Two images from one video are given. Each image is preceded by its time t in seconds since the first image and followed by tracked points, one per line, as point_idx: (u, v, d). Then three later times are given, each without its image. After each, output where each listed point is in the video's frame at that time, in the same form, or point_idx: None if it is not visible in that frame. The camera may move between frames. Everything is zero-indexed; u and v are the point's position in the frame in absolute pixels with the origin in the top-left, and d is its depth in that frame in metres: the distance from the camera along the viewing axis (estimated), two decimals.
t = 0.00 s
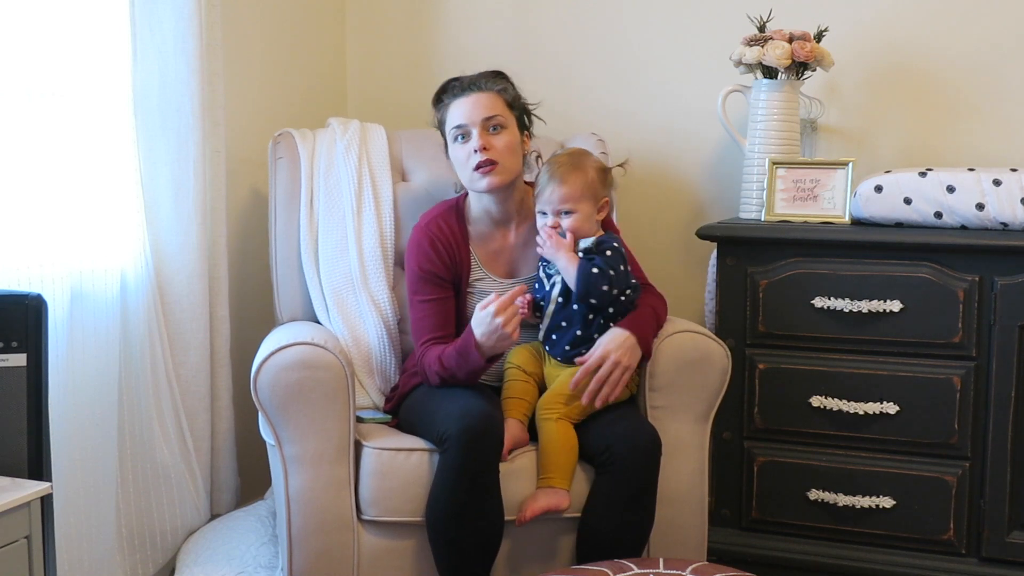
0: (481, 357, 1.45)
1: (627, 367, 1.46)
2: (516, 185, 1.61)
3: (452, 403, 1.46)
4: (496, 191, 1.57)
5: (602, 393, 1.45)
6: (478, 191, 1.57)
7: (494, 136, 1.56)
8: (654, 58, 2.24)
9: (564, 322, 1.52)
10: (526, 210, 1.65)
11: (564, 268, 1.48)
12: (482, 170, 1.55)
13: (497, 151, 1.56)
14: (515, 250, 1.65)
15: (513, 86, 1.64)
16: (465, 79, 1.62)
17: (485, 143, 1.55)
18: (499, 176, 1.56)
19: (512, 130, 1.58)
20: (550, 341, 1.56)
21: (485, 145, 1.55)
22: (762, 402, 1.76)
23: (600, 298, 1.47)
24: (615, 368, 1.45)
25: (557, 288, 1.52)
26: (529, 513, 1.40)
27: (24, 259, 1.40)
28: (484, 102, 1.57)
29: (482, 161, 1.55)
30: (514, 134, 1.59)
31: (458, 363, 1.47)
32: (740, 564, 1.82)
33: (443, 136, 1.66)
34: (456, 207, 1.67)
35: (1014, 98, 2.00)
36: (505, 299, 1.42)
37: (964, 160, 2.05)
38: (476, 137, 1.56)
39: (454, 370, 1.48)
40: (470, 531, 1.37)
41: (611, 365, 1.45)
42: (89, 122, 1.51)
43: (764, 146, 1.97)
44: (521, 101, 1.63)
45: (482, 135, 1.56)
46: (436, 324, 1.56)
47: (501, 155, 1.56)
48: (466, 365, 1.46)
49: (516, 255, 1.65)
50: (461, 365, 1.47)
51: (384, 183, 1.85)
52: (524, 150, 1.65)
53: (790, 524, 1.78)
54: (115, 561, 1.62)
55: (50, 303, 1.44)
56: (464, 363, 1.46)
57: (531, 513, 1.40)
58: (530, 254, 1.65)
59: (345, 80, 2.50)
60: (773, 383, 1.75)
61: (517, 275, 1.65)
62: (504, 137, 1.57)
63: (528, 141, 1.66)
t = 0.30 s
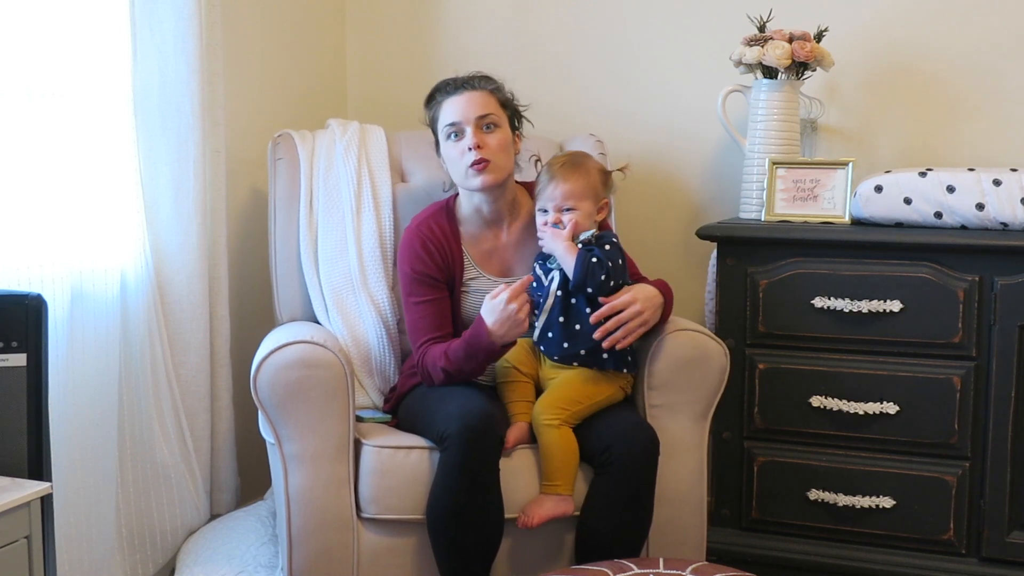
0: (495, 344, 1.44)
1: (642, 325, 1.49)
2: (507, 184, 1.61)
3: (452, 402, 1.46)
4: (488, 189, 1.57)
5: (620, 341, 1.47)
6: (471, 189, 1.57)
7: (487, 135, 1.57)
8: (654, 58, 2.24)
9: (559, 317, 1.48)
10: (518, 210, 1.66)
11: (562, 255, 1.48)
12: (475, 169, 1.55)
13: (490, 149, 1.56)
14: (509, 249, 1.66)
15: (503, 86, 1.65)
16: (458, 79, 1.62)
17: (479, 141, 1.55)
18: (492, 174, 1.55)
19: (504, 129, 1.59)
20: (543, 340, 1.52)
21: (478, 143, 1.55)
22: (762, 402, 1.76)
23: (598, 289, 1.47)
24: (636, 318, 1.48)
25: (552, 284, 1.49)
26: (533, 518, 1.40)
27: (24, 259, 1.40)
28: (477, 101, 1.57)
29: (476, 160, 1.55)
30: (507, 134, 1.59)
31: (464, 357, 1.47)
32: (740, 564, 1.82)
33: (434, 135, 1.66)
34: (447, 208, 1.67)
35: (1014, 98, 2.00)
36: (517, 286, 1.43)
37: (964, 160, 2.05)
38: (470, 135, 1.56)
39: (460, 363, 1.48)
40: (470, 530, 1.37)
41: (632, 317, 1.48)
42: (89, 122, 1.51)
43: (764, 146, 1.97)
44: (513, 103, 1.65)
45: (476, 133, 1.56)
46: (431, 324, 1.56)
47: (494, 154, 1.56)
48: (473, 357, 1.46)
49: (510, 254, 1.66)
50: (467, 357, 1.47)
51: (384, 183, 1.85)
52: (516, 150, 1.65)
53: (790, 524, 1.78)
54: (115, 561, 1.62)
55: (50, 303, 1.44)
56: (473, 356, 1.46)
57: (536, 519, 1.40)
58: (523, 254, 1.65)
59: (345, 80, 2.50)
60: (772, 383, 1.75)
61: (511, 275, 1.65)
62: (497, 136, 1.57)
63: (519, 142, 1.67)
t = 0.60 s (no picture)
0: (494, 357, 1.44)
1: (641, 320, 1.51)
2: (509, 183, 1.62)
3: (453, 402, 1.46)
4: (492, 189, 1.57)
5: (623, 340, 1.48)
6: (475, 189, 1.57)
7: (489, 134, 1.57)
8: (654, 58, 2.24)
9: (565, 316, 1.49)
10: (519, 209, 1.66)
11: (554, 251, 1.47)
12: (479, 168, 1.55)
13: (493, 148, 1.56)
14: (511, 248, 1.65)
15: (501, 86, 1.65)
16: (457, 80, 1.63)
17: (481, 140, 1.55)
18: (497, 174, 1.56)
19: (504, 128, 1.59)
20: (550, 338, 1.52)
21: (481, 142, 1.55)
22: (762, 402, 1.76)
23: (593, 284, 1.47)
24: (632, 315, 1.49)
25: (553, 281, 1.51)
26: (534, 520, 1.41)
27: (24, 259, 1.40)
28: (477, 101, 1.57)
29: (479, 159, 1.55)
30: (508, 133, 1.59)
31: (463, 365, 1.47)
32: (740, 564, 1.82)
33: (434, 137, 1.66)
34: (451, 207, 1.67)
35: (1014, 98, 2.00)
36: (521, 305, 1.39)
37: (964, 160, 2.05)
38: (472, 135, 1.56)
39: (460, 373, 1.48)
40: (470, 531, 1.37)
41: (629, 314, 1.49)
42: (89, 122, 1.51)
43: (764, 146, 1.97)
44: (511, 102, 1.66)
45: (478, 132, 1.56)
46: (434, 324, 1.56)
47: (497, 153, 1.56)
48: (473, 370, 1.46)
49: (513, 253, 1.65)
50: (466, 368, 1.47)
51: (384, 183, 1.85)
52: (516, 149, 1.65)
53: (790, 524, 1.78)
54: (115, 561, 1.62)
55: (50, 303, 1.44)
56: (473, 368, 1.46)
57: (538, 519, 1.41)
58: (525, 252, 1.65)
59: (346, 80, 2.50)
60: (772, 383, 1.75)
61: (514, 275, 1.65)
62: (498, 134, 1.58)
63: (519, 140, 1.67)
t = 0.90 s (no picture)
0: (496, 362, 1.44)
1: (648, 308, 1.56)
2: (515, 183, 1.62)
3: (453, 402, 1.46)
4: (499, 187, 1.57)
5: (625, 330, 1.51)
6: (484, 187, 1.57)
7: (500, 131, 1.57)
8: (654, 58, 2.24)
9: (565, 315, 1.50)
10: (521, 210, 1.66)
11: (553, 269, 1.45)
12: (489, 165, 1.56)
13: (504, 146, 1.56)
14: (512, 247, 1.66)
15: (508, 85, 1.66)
16: (468, 78, 1.63)
17: (492, 137, 1.56)
18: (506, 172, 1.56)
19: (514, 127, 1.60)
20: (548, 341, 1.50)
21: (492, 140, 1.55)
22: (762, 402, 1.76)
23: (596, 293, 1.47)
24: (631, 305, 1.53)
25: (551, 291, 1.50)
26: (535, 497, 1.41)
27: (24, 259, 1.40)
28: (488, 98, 1.58)
29: (490, 156, 1.55)
30: (517, 131, 1.60)
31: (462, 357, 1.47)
32: (740, 564, 1.82)
33: (443, 132, 1.66)
34: (454, 205, 1.67)
35: (1014, 99, 2.00)
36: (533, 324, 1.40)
37: (963, 160, 2.05)
38: (483, 132, 1.56)
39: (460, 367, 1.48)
40: (471, 531, 1.37)
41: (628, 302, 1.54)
42: (89, 122, 1.51)
43: (764, 146, 1.97)
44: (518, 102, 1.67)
45: (489, 129, 1.56)
46: (434, 318, 1.56)
47: (507, 150, 1.57)
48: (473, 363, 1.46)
49: (513, 253, 1.66)
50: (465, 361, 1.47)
51: (384, 183, 1.85)
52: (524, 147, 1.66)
53: (789, 524, 1.78)
54: (115, 561, 1.62)
55: (50, 303, 1.44)
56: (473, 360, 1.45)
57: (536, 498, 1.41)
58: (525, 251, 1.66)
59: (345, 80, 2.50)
60: (772, 383, 1.75)
61: (513, 274, 1.65)
62: (509, 133, 1.58)
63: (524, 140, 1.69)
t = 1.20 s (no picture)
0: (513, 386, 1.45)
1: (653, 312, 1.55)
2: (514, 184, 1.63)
3: (454, 402, 1.46)
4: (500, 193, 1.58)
5: (625, 334, 1.51)
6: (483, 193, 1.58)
7: (498, 138, 1.57)
8: (654, 58, 2.25)
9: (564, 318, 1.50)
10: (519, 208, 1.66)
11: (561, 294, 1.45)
12: (488, 174, 1.56)
13: (502, 154, 1.56)
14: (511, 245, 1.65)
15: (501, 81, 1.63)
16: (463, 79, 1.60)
17: (491, 146, 1.55)
18: (505, 180, 1.57)
19: (512, 130, 1.59)
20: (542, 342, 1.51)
21: (491, 149, 1.55)
22: (762, 402, 1.76)
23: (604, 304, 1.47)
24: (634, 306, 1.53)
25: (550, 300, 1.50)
26: (530, 468, 1.42)
27: (24, 259, 1.40)
28: (485, 105, 1.56)
29: (489, 165, 1.55)
30: (513, 135, 1.59)
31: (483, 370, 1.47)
32: (740, 564, 1.82)
33: (438, 135, 1.64)
34: (452, 204, 1.67)
35: (1013, 99, 2.00)
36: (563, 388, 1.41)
37: (963, 159, 2.05)
38: (481, 141, 1.55)
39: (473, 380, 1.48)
40: (472, 531, 1.37)
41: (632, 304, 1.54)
42: (89, 122, 1.51)
43: (764, 146, 1.97)
44: (511, 95, 1.64)
45: (488, 138, 1.55)
46: (432, 317, 1.56)
47: (506, 158, 1.57)
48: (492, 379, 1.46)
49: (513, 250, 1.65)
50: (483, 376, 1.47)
51: (384, 184, 1.85)
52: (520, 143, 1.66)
53: (790, 524, 1.78)
54: (115, 561, 1.62)
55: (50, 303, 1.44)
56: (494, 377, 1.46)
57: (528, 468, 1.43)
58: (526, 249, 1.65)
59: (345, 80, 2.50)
60: (773, 383, 1.75)
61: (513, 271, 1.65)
62: (507, 139, 1.58)
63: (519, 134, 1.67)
